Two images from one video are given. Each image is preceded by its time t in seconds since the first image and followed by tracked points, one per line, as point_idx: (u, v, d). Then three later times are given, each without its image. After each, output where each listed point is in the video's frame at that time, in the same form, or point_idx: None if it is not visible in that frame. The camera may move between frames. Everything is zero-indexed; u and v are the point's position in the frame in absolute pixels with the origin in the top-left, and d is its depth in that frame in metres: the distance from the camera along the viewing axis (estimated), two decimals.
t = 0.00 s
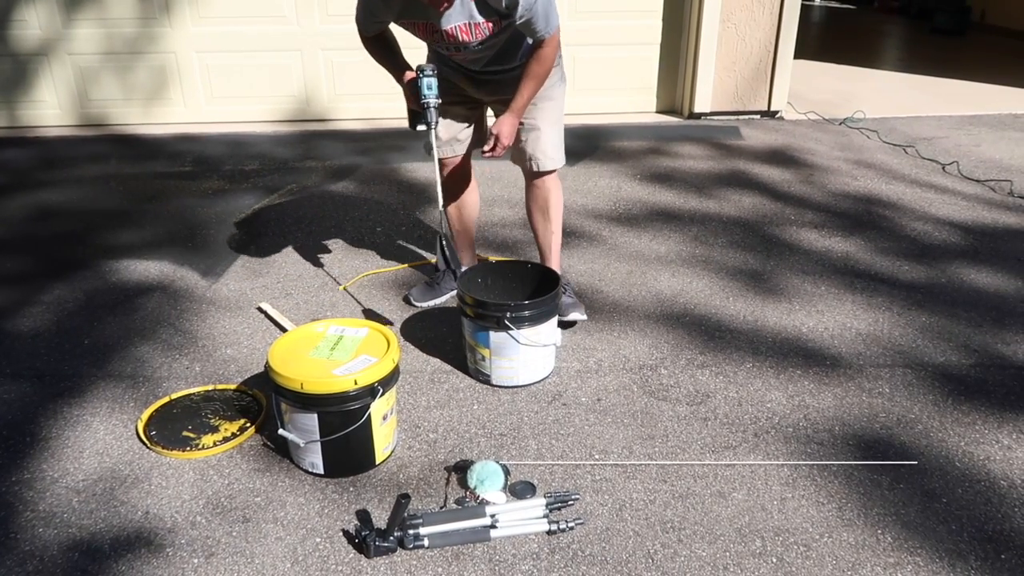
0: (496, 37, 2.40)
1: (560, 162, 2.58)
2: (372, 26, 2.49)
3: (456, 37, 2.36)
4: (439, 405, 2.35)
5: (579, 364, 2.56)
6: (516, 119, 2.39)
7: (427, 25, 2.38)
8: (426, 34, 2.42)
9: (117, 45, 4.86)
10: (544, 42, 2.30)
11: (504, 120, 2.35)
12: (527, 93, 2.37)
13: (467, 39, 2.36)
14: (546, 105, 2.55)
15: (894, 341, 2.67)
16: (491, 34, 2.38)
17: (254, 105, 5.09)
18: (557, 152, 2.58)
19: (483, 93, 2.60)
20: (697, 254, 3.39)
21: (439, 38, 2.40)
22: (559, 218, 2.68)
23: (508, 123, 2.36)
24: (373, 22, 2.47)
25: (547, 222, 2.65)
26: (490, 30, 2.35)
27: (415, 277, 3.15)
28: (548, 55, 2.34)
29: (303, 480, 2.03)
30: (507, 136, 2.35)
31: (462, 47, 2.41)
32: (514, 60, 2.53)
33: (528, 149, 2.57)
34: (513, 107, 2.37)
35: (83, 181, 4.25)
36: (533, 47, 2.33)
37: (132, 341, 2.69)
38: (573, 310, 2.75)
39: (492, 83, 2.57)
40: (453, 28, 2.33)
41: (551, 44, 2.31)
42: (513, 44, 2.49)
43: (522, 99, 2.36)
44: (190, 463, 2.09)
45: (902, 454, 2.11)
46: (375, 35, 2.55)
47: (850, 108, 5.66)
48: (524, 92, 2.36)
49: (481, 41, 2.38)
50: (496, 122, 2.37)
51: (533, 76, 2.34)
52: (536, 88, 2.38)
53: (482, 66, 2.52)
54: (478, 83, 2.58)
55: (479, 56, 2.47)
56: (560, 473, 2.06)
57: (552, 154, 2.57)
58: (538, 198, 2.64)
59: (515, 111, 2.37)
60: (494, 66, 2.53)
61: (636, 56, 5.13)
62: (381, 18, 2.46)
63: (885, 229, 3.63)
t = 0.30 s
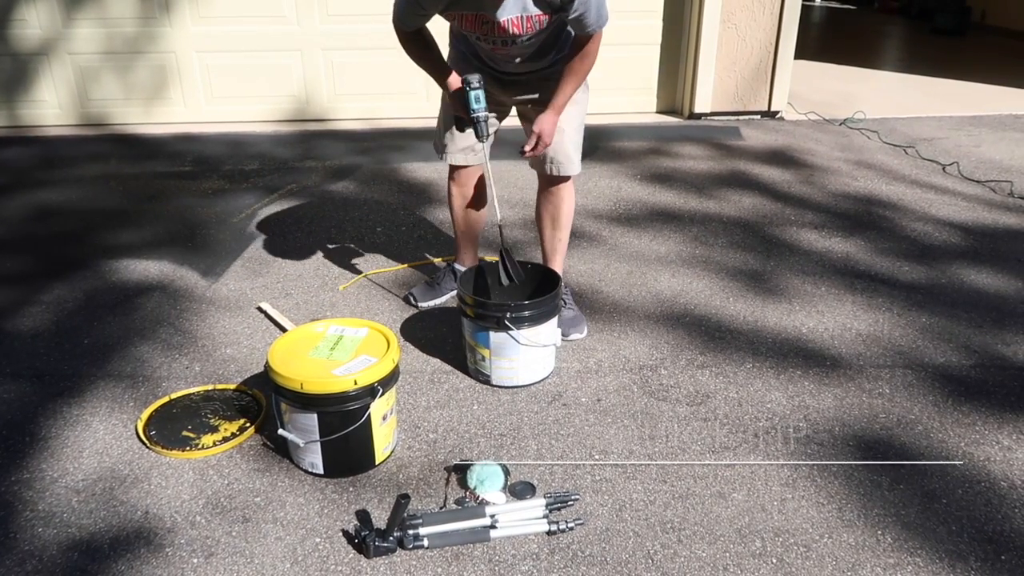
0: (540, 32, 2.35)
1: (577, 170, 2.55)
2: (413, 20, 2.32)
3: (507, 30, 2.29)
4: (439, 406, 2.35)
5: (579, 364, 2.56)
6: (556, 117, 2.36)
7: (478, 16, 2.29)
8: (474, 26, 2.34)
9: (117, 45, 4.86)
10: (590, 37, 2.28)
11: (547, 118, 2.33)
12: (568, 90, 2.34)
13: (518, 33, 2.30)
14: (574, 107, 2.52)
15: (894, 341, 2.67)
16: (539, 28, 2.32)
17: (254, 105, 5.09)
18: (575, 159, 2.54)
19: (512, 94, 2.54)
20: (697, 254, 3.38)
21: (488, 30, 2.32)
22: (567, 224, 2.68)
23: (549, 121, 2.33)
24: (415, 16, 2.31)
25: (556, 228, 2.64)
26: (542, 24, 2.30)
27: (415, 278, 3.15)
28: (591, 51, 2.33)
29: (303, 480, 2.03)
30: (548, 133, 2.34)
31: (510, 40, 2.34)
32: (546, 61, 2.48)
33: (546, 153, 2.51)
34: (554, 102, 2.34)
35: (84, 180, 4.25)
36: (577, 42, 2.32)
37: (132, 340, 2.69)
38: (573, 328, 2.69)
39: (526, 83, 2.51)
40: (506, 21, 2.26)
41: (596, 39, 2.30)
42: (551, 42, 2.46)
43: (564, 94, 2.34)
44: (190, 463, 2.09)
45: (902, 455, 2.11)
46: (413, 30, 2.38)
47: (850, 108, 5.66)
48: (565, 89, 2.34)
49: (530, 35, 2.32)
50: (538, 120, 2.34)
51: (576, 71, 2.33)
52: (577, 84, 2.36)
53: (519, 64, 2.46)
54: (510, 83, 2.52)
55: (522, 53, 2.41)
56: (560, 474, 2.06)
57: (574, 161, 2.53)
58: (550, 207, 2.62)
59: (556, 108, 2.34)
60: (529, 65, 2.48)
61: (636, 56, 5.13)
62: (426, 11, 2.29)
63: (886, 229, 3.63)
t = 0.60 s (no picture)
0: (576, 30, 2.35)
1: (593, 175, 2.54)
2: (444, 14, 2.31)
3: (546, 25, 2.28)
4: (438, 407, 2.35)
5: (579, 365, 2.56)
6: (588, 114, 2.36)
7: (518, 9, 2.28)
8: (512, 20, 2.32)
9: (117, 45, 4.85)
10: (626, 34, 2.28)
11: (580, 115, 2.33)
12: (600, 87, 2.34)
13: (557, 28, 2.30)
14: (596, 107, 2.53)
15: (894, 342, 2.67)
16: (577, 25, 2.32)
17: (254, 105, 5.09)
18: (591, 164, 2.54)
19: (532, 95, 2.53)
20: (697, 255, 3.39)
21: (527, 24, 2.31)
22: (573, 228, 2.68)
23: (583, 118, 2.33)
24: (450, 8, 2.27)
25: (562, 232, 2.65)
26: (581, 21, 2.31)
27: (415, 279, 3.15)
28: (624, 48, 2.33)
29: (302, 481, 2.03)
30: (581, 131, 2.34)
31: (547, 36, 2.33)
32: (573, 61, 2.46)
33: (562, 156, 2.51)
34: (587, 99, 2.33)
35: (84, 181, 4.25)
36: (611, 39, 2.32)
37: (131, 341, 2.69)
38: (573, 330, 2.68)
39: (553, 84, 2.50)
40: (548, 15, 2.26)
41: (630, 36, 2.30)
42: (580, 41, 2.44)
43: (596, 92, 2.34)
44: (189, 464, 2.09)
45: (902, 456, 2.11)
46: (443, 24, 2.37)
47: (850, 109, 5.66)
48: (597, 86, 2.34)
49: (569, 31, 2.32)
50: (570, 118, 2.34)
51: (608, 69, 2.33)
52: (608, 82, 2.36)
53: (550, 63, 2.45)
54: (535, 83, 2.51)
55: (556, 50, 2.40)
56: (560, 475, 2.06)
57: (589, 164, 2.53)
58: (558, 211, 2.62)
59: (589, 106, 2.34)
60: (558, 65, 2.46)
61: (636, 56, 5.13)
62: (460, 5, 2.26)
63: (886, 230, 3.63)
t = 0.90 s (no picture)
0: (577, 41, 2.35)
1: (593, 183, 2.55)
2: (444, 27, 2.30)
3: (548, 38, 2.28)
4: (438, 413, 2.35)
5: (579, 372, 2.56)
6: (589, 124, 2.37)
7: (520, 22, 2.27)
8: (514, 34, 2.31)
9: (118, 51, 4.87)
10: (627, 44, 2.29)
11: (581, 125, 2.34)
12: (601, 97, 2.35)
13: (559, 41, 2.29)
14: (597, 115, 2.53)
15: (893, 348, 2.67)
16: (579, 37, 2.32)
17: (254, 111, 5.09)
18: (592, 172, 2.54)
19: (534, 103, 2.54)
20: (697, 261, 3.39)
21: (529, 37, 2.30)
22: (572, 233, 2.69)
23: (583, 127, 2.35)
24: (451, 22, 2.27)
25: (563, 239, 2.65)
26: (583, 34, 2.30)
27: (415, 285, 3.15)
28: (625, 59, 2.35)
29: (303, 488, 2.03)
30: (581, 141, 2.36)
31: (548, 49, 2.33)
32: (576, 70, 2.47)
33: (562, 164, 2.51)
34: (587, 108, 2.34)
35: (84, 186, 4.25)
36: (612, 50, 2.33)
37: (131, 347, 2.69)
38: (573, 336, 2.69)
39: (555, 92, 2.51)
40: (550, 29, 2.25)
41: (632, 47, 2.32)
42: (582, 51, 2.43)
43: (597, 101, 2.35)
44: (189, 471, 2.09)
45: (902, 462, 2.11)
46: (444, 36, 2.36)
47: (849, 115, 5.67)
48: (598, 96, 2.35)
49: (571, 44, 2.32)
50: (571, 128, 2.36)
51: (609, 80, 2.34)
52: (609, 93, 2.37)
53: (550, 73, 2.46)
54: (535, 92, 2.51)
55: (558, 62, 2.40)
56: (559, 482, 2.06)
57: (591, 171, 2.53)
58: (558, 216, 2.63)
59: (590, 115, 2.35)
60: (560, 74, 2.47)
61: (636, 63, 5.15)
62: (461, 16, 2.26)
63: (885, 236, 3.64)
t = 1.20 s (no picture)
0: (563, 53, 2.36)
1: (586, 191, 2.54)
2: (432, 44, 2.29)
3: (532, 50, 2.29)
4: (439, 424, 2.34)
5: (579, 383, 2.56)
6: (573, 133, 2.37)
7: (505, 37, 2.27)
8: (499, 48, 2.32)
9: (121, 62, 4.89)
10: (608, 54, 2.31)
11: (563, 135, 2.35)
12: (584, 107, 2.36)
13: (543, 52, 2.31)
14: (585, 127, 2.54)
15: (894, 360, 2.67)
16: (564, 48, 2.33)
17: (255, 122, 5.11)
18: (585, 180, 2.53)
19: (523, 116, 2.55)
20: (697, 272, 3.39)
21: (514, 50, 2.31)
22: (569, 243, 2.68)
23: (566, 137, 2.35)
24: (437, 37, 2.25)
25: (559, 249, 2.66)
26: (567, 44, 2.31)
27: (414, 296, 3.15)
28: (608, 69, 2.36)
29: (303, 499, 2.03)
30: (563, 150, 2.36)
31: (533, 61, 2.34)
32: (561, 81, 2.48)
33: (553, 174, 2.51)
34: (570, 118, 2.35)
35: (87, 197, 4.27)
36: (594, 59, 2.34)
37: (132, 357, 2.69)
38: (574, 346, 2.69)
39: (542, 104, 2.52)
40: (533, 41, 2.26)
41: (614, 57, 2.33)
42: (567, 62, 2.45)
43: (580, 110, 2.36)
44: (189, 482, 2.08)
45: (903, 475, 2.11)
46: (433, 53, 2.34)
47: (849, 126, 5.69)
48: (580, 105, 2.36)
49: (556, 54, 2.33)
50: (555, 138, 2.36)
51: (591, 88, 2.35)
52: (592, 102, 2.37)
53: (537, 85, 2.47)
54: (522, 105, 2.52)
55: (544, 73, 2.42)
56: (560, 494, 2.06)
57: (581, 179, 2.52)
58: (553, 226, 2.62)
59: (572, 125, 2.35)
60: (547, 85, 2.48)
61: (636, 74, 5.17)
62: (447, 32, 2.24)
63: (885, 248, 3.64)
